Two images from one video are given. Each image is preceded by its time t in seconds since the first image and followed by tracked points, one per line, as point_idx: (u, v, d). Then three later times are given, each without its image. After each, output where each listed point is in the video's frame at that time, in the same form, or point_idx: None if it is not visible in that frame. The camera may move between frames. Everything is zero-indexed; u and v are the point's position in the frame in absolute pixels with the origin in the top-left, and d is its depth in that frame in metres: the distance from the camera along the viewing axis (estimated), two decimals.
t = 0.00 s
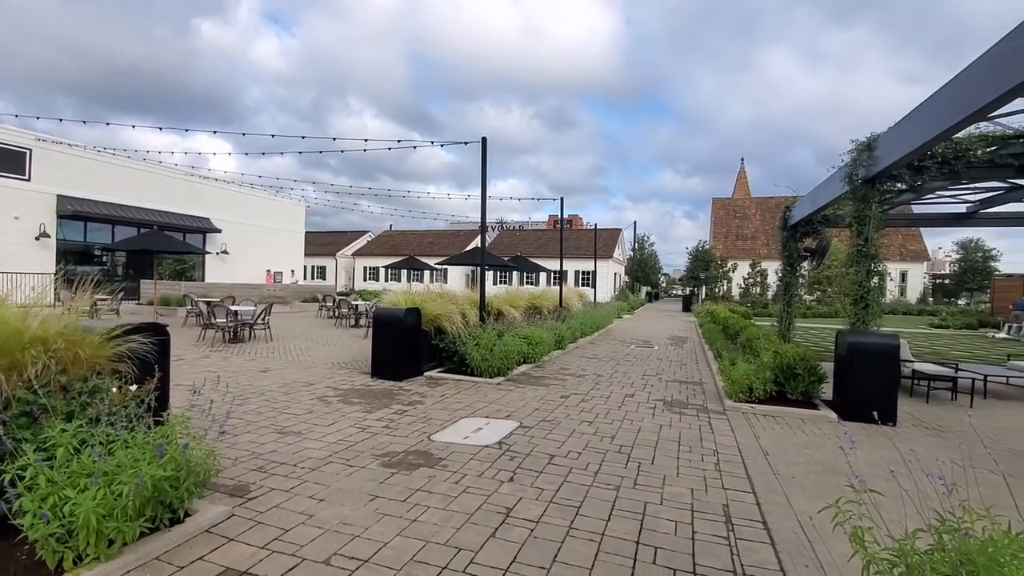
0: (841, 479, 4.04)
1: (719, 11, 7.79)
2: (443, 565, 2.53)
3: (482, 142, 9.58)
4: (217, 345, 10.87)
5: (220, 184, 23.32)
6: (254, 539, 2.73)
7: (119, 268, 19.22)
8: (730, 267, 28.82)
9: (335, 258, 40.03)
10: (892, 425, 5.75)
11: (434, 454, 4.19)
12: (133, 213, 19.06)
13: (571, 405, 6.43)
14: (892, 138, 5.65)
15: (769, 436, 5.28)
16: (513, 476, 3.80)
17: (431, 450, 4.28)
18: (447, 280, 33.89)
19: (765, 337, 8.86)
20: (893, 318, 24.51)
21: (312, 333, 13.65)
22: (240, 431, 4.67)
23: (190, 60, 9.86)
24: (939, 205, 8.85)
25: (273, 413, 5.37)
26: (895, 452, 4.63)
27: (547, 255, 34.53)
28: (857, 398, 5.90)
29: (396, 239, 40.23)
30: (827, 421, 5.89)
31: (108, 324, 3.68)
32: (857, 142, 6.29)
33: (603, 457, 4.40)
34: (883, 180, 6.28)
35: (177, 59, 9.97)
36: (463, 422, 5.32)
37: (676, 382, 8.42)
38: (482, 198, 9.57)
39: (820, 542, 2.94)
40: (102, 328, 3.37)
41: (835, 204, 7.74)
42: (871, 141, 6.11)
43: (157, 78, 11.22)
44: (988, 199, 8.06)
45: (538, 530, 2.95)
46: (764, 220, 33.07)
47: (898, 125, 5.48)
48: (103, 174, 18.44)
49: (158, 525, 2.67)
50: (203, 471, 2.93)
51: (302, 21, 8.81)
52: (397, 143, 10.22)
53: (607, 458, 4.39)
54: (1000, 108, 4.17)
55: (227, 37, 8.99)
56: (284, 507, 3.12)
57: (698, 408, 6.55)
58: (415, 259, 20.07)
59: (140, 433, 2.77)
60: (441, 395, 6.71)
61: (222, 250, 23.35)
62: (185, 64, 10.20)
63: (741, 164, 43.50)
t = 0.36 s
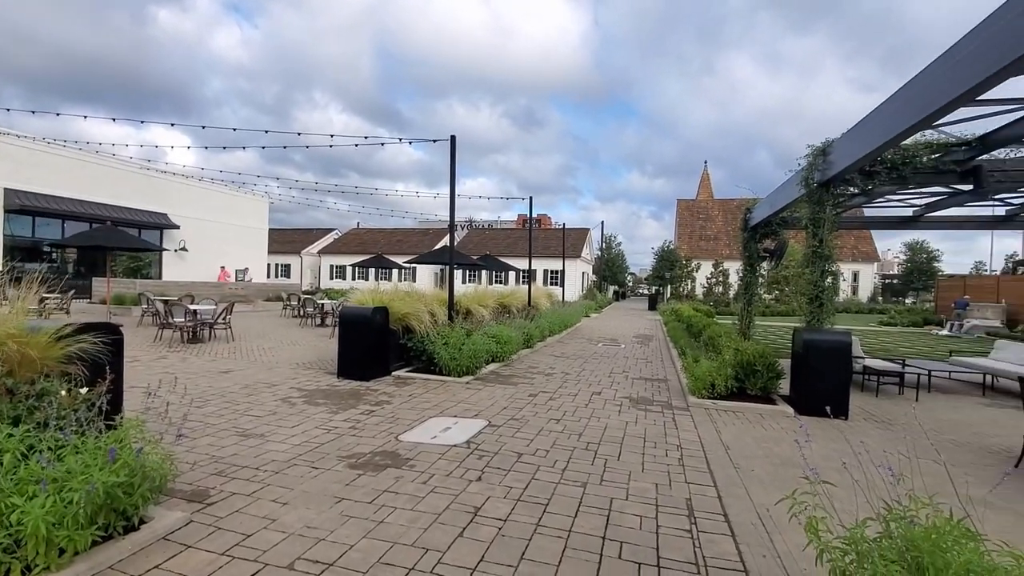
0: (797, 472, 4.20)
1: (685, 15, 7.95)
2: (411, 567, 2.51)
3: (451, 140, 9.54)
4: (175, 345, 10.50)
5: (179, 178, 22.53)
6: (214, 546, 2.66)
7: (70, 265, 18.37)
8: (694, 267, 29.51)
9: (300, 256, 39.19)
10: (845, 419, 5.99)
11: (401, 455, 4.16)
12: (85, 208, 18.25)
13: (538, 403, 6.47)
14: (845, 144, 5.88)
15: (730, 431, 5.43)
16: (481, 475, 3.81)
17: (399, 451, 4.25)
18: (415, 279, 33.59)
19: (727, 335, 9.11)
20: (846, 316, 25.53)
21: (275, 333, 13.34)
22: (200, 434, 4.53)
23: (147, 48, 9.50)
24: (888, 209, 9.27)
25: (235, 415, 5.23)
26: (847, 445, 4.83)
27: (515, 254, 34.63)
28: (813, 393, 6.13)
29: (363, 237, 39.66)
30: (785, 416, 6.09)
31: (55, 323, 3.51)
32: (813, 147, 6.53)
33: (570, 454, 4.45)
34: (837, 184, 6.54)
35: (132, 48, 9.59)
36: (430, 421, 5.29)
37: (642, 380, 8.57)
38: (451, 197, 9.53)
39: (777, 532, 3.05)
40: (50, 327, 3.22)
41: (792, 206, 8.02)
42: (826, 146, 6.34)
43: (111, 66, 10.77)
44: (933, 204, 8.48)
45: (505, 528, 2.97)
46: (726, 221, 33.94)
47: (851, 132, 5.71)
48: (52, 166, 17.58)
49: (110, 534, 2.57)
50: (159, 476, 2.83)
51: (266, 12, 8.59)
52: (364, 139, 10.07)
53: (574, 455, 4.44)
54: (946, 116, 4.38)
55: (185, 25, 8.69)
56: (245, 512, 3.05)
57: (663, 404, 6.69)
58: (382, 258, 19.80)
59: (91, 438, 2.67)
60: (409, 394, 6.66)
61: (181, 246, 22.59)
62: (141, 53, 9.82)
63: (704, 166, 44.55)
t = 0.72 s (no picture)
0: (771, 468, 4.29)
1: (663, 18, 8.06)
2: (390, 569, 2.50)
3: (431, 139, 9.51)
4: (147, 347, 10.24)
5: (151, 175, 22.01)
6: (187, 552, 2.61)
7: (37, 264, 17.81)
8: (672, 267, 29.88)
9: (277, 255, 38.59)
10: (817, 417, 6.13)
11: (381, 456, 4.13)
12: (52, 205, 17.69)
13: (519, 403, 6.49)
14: (817, 148, 6.03)
15: (706, 429, 5.52)
16: (461, 476, 3.80)
17: (378, 453, 4.22)
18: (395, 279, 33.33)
19: (704, 334, 9.25)
20: (818, 316, 26.13)
21: (251, 333, 13.11)
22: (172, 438, 4.44)
23: (117, 41, 9.28)
24: (858, 211, 9.52)
25: (209, 418, 5.13)
26: (818, 441, 4.95)
27: (495, 254, 34.64)
28: (786, 390, 6.27)
29: (342, 236, 39.24)
30: (759, 414, 6.22)
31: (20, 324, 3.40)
32: (786, 151, 6.67)
33: (550, 454, 4.47)
34: (809, 187, 6.69)
35: (102, 40, 9.35)
36: (410, 422, 5.26)
37: (621, 379, 8.64)
38: (430, 196, 9.50)
39: (751, 528, 3.12)
40: (16, 328, 3.12)
41: (767, 208, 8.18)
42: (799, 150, 6.49)
43: (79, 59, 10.48)
44: (900, 206, 8.74)
45: (486, 528, 2.97)
46: (704, 222, 34.44)
47: (823, 136, 5.86)
48: (17, 161, 17.03)
49: (78, 541, 2.51)
50: (130, 481, 2.77)
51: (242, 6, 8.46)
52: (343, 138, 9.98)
53: (554, 454, 4.47)
54: (913, 122, 4.52)
55: (157, 18, 8.48)
56: (220, 517, 3.00)
57: (641, 403, 6.77)
58: (361, 258, 19.61)
59: (58, 443, 2.59)
60: (388, 395, 6.62)
61: (153, 245, 22.06)
62: (111, 45, 9.58)
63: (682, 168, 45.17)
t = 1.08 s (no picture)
0: (764, 468, 4.30)
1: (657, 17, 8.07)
2: (380, 572, 2.48)
3: (425, 139, 9.50)
4: (139, 348, 10.17)
5: (143, 174, 21.87)
6: (176, 556, 2.58)
7: (28, 264, 17.65)
8: (667, 267, 29.96)
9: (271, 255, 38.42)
10: (810, 416, 6.15)
11: (373, 457, 4.11)
12: (43, 204, 17.55)
13: (512, 403, 6.47)
14: (810, 148, 6.05)
15: (700, 428, 5.53)
16: (454, 477, 3.79)
17: (370, 454, 4.20)
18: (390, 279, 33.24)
19: (697, 334, 9.27)
20: (811, 315, 26.30)
21: (245, 334, 13.05)
22: (163, 439, 4.41)
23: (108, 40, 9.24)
24: (851, 211, 9.57)
25: (200, 419, 5.10)
26: (811, 440, 4.97)
27: (490, 254, 34.62)
28: (779, 390, 6.29)
29: (336, 236, 39.12)
30: (753, 413, 6.23)
31: (7, 326, 3.37)
32: (780, 151, 6.70)
33: (544, 454, 4.46)
34: (802, 187, 6.72)
35: (93, 39, 9.30)
36: (403, 423, 5.24)
37: (615, 379, 8.65)
38: (424, 196, 9.49)
39: (743, 528, 3.12)
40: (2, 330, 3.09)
41: (760, 208, 8.21)
42: (791, 150, 6.52)
43: (70, 58, 10.42)
44: (892, 206, 8.79)
45: (477, 530, 2.96)
46: (698, 222, 34.55)
47: (815, 136, 5.87)
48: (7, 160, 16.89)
49: (64, 545, 2.47)
50: (117, 484, 2.74)
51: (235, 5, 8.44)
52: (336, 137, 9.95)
53: (548, 454, 4.46)
54: (904, 122, 4.54)
55: (149, 16, 8.42)
56: (209, 519, 2.97)
57: (635, 403, 6.77)
58: (356, 258, 19.55)
59: (43, 445, 2.56)
60: (382, 396, 6.60)
61: (145, 245, 21.93)
62: (102, 44, 9.53)
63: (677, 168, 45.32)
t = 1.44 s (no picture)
0: (751, 467, 4.30)
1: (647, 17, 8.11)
2: None
3: (415, 138, 9.47)
4: (124, 348, 10.03)
5: (131, 172, 21.64)
6: (152, 560, 2.53)
7: (13, 263, 17.40)
8: (658, 267, 30.07)
9: (261, 254, 38.14)
10: (798, 416, 6.17)
11: (358, 459, 4.06)
12: (28, 202, 17.31)
13: (501, 403, 6.44)
14: (798, 148, 6.08)
15: (689, 428, 5.53)
16: (440, 478, 3.76)
17: (355, 455, 4.15)
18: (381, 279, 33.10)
19: (687, 334, 9.28)
20: (801, 315, 26.53)
21: (233, 334, 12.92)
22: (144, 441, 4.33)
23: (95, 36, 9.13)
24: (839, 212, 9.62)
25: (183, 420, 5.02)
26: (799, 441, 4.98)
27: (482, 253, 34.58)
28: (767, 389, 6.32)
29: (327, 235, 38.90)
30: (741, 413, 6.25)
31: None
32: (769, 151, 6.72)
33: (531, 454, 4.44)
34: (790, 187, 6.75)
35: (79, 35, 9.19)
36: (390, 423, 5.20)
37: (605, 378, 8.65)
38: (414, 195, 9.45)
39: (729, 530, 3.10)
40: None
41: (750, 208, 8.24)
42: (780, 150, 6.54)
43: (54, 53, 10.27)
44: (880, 207, 8.85)
45: (462, 532, 2.93)
46: (689, 223, 34.70)
47: (803, 137, 5.90)
48: None
49: (36, 549, 2.42)
50: (92, 486, 2.69)
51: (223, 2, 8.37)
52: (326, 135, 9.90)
53: (535, 455, 4.44)
54: (891, 122, 4.56)
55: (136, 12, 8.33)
56: (188, 523, 2.92)
57: (624, 403, 6.77)
58: (346, 257, 19.46)
59: (14, 447, 2.51)
60: (370, 396, 6.54)
61: (133, 244, 21.68)
62: (89, 40, 9.41)
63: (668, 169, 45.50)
